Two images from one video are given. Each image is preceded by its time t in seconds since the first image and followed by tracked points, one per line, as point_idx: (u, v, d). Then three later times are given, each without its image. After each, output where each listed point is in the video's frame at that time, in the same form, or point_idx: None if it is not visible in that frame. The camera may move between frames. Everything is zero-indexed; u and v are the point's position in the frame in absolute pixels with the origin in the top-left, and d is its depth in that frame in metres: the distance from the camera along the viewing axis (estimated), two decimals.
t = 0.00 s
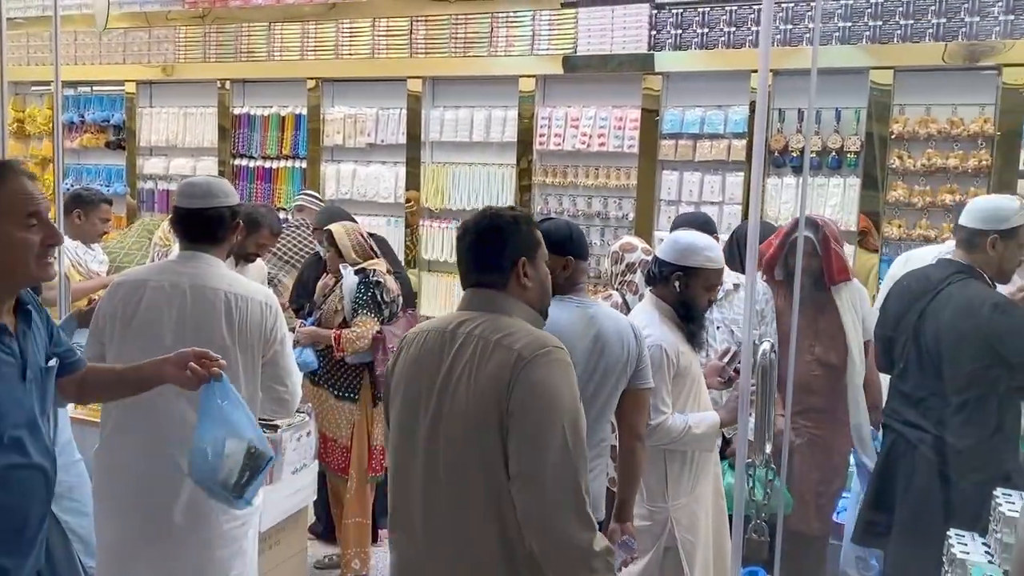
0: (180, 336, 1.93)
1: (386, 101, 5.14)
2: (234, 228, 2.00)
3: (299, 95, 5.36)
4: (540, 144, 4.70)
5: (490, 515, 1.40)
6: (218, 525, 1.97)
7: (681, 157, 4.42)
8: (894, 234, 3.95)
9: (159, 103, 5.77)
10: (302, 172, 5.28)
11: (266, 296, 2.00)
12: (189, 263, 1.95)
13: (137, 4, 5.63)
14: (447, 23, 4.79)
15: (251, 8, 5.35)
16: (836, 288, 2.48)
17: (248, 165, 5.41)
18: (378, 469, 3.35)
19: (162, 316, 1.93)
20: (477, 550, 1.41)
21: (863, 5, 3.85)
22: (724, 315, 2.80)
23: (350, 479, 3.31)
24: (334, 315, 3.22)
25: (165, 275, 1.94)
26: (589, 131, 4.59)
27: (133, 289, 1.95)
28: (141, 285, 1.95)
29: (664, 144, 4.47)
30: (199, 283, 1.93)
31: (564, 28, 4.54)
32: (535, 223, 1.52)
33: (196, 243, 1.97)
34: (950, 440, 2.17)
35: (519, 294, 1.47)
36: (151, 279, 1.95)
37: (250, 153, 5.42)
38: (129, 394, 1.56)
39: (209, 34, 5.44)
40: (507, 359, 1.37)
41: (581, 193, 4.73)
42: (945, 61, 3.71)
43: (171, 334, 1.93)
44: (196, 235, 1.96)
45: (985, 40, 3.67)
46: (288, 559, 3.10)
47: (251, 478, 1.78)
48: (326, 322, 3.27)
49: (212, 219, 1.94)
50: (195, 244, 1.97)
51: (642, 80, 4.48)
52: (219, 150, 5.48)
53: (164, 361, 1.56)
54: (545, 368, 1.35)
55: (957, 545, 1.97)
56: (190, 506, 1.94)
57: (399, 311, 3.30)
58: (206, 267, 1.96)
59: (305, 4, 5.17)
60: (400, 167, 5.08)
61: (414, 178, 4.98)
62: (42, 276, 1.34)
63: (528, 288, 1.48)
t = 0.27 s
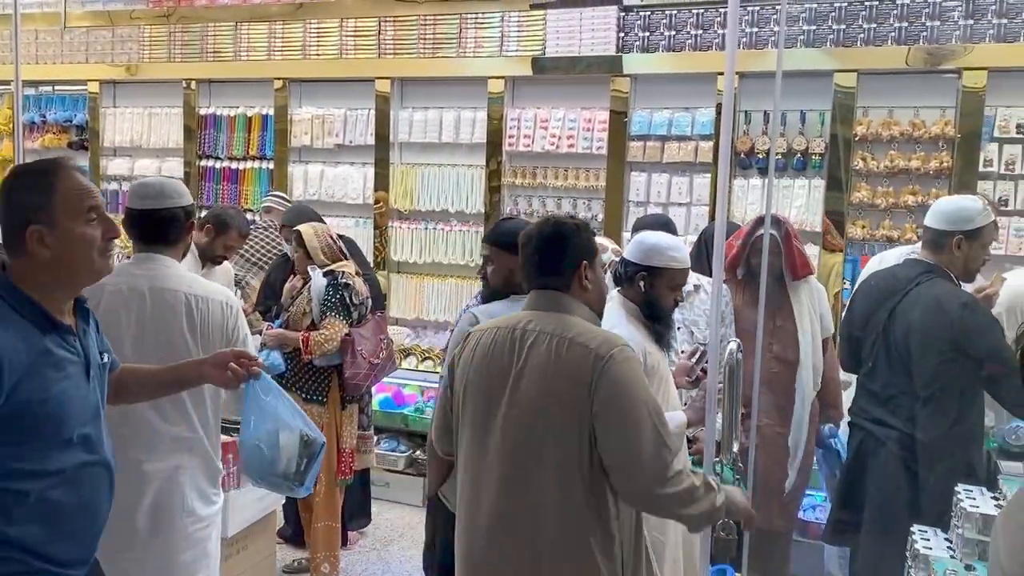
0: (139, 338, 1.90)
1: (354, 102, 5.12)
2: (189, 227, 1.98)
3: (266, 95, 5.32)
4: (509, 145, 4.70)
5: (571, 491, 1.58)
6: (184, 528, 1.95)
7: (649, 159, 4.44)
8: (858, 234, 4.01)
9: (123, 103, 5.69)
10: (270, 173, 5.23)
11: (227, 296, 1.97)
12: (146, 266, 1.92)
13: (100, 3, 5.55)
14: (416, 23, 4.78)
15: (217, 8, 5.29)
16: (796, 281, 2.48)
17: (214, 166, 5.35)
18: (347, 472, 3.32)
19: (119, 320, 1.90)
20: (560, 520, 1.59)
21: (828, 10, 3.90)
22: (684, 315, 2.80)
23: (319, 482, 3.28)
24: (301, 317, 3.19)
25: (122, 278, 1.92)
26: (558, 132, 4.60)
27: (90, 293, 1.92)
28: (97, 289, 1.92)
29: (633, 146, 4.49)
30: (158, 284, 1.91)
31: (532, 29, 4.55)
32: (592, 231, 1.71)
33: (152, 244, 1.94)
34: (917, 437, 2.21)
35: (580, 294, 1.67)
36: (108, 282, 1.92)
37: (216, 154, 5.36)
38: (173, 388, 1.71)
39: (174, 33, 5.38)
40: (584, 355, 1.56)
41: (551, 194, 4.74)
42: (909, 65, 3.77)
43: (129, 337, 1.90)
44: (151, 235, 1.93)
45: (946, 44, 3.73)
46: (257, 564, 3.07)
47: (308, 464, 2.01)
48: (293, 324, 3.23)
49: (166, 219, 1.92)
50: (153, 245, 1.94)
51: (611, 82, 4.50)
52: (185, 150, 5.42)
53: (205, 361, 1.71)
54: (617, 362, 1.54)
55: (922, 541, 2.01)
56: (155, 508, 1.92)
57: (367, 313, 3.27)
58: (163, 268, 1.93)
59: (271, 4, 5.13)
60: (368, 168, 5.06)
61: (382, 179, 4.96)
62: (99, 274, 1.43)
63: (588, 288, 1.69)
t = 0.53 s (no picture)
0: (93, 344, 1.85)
1: (321, 103, 5.09)
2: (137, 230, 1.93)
3: (232, 96, 5.27)
4: (478, 146, 4.70)
5: (596, 469, 1.61)
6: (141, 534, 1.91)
7: (617, 160, 4.47)
8: (822, 235, 4.06)
9: (86, 103, 5.61)
10: (236, 174, 5.19)
11: (181, 299, 2.10)
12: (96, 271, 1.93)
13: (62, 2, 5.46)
14: (384, 24, 4.76)
15: (182, 7, 5.24)
16: (764, 284, 2.37)
17: (180, 167, 5.29)
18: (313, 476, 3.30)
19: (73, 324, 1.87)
20: (585, 501, 1.61)
21: (792, 13, 3.95)
22: (650, 316, 2.81)
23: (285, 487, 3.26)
24: (268, 321, 3.15)
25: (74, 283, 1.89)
26: (527, 133, 4.61)
27: (39, 298, 1.87)
28: (47, 296, 1.87)
29: (601, 148, 4.51)
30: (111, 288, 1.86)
31: (500, 30, 4.55)
32: (599, 228, 1.76)
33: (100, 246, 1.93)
34: (882, 434, 2.25)
35: (592, 288, 1.70)
36: (57, 288, 1.88)
37: (182, 155, 5.29)
38: (223, 409, 1.78)
39: (138, 32, 5.31)
40: (606, 336, 1.59)
41: (520, 195, 4.74)
42: (873, 68, 3.83)
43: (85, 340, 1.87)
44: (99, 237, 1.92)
45: (908, 48, 3.80)
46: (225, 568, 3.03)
47: (300, 501, 2.04)
48: (260, 327, 3.19)
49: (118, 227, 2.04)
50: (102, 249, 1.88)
51: (579, 84, 4.52)
52: (150, 151, 5.35)
53: (256, 387, 1.78)
54: (638, 340, 1.58)
55: (884, 537, 2.05)
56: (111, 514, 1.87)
57: (336, 316, 3.22)
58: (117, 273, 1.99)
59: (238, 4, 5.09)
60: (336, 169, 5.03)
61: (351, 180, 4.94)
62: (177, 281, 1.47)
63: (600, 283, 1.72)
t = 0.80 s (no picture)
0: (42, 351, 1.78)
1: (288, 104, 5.05)
2: (78, 229, 1.89)
3: (198, 96, 5.21)
4: (447, 148, 4.70)
5: (573, 464, 1.68)
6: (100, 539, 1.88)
7: (586, 162, 4.48)
8: (788, 236, 4.11)
9: (47, 103, 5.52)
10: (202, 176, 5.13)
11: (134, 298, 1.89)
12: (42, 271, 1.80)
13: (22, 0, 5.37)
14: (351, 25, 4.74)
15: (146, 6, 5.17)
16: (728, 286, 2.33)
17: (144, 168, 5.22)
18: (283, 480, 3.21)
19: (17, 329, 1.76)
20: (564, 495, 1.68)
21: (757, 17, 3.99)
22: (618, 317, 2.82)
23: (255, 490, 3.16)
24: (234, 324, 3.10)
25: (15, 286, 1.78)
26: (496, 135, 4.61)
27: None
28: None
29: (570, 149, 4.52)
30: (58, 290, 1.79)
31: (468, 32, 4.56)
32: (592, 239, 1.83)
33: (42, 247, 1.82)
34: (847, 431, 2.28)
35: (582, 293, 1.79)
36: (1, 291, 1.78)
37: (146, 156, 5.23)
38: (250, 402, 1.79)
39: (101, 31, 5.24)
40: (580, 334, 1.67)
41: (489, 197, 4.74)
42: (837, 71, 3.88)
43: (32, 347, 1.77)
44: (36, 237, 1.81)
45: (870, 51, 3.86)
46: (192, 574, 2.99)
47: (323, 492, 1.86)
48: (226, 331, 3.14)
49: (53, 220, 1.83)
50: (44, 249, 1.82)
51: (547, 85, 4.53)
52: (113, 152, 5.27)
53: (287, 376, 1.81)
54: (611, 338, 1.65)
55: (849, 534, 2.08)
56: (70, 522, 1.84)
57: (304, 320, 3.19)
58: (63, 273, 1.81)
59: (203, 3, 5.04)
60: (303, 171, 5.00)
61: (319, 182, 4.91)
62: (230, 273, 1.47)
63: (591, 290, 1.81)
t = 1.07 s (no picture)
0: None
1: (256, 104, 5.01)
2: (19, 231, 1.83)
3: (164, 97, 5.16)
4: (416, 149, 4.68)
5: (538, 459, 1.69)
6: (53, 543, 1.85)
7: (556, 164, 4.49)
8: (755, 237, 4.14)
9: (9, 104, 5.43)
10: (168, 178, 5.07)
11: (77, 298, 1.85)
12: None
13: None
14: (320, 26, 4.72)
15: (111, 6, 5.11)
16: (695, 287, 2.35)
17: (109, 169, 5.15)
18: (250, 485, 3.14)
19: None
20: (528, 489, 1.69)
21: (724, 20, 4.03)
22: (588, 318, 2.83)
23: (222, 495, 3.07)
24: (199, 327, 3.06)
25: None
26: (466, 136, 4.61)
27: None
28: None
29: (540, 151, 4.53)
30: None
31: (437, 33, 4.55)
32: (571, 234, 1.85)
33: None
34: (814, 429, 2.31)
35: (559, 291, 1.81)
36: None
37: (111, 157, 5.16)
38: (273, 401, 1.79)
39: (65, 31, 5.17)
40: (548, 328, 1.69)
41: (459, 198, 4.74)
42: (803, 74, 3.92)
43: None
44: None
45: (835, 54, 3.91)
46: None
47: (367, 478, 1.87)
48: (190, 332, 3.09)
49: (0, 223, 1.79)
50: None
51: (517, 87, 4.53)
52: (77, 153, 5.19)
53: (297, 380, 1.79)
54: (578, 331, 1.67)
55: (815, 531, 2.10)
56: (23, 528, 1.81)
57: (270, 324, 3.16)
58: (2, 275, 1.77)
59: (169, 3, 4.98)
60: (272, 172, 4.96)
61: (287, 183, 4.87)
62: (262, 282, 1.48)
63: (568, 286, 1.83)
